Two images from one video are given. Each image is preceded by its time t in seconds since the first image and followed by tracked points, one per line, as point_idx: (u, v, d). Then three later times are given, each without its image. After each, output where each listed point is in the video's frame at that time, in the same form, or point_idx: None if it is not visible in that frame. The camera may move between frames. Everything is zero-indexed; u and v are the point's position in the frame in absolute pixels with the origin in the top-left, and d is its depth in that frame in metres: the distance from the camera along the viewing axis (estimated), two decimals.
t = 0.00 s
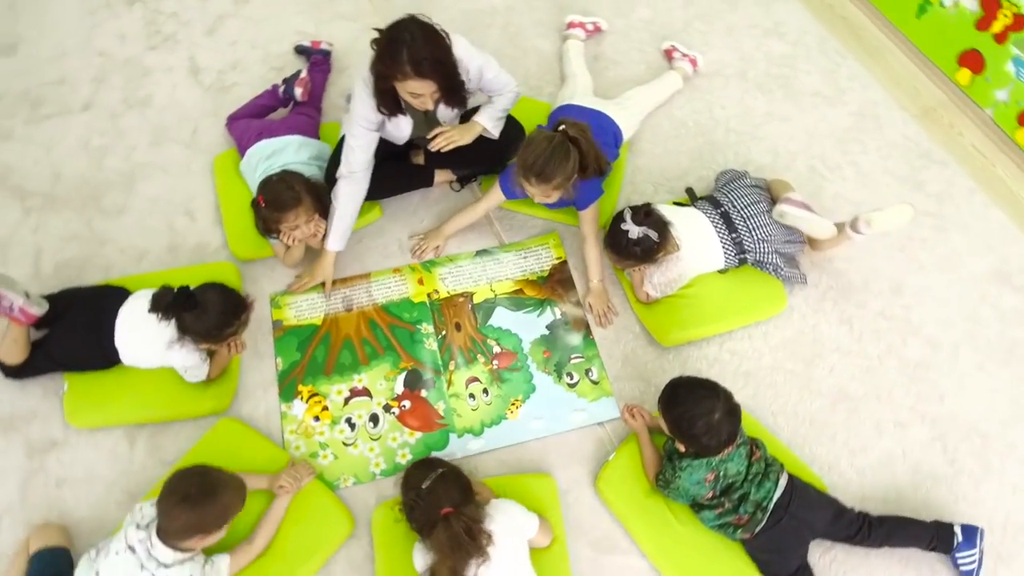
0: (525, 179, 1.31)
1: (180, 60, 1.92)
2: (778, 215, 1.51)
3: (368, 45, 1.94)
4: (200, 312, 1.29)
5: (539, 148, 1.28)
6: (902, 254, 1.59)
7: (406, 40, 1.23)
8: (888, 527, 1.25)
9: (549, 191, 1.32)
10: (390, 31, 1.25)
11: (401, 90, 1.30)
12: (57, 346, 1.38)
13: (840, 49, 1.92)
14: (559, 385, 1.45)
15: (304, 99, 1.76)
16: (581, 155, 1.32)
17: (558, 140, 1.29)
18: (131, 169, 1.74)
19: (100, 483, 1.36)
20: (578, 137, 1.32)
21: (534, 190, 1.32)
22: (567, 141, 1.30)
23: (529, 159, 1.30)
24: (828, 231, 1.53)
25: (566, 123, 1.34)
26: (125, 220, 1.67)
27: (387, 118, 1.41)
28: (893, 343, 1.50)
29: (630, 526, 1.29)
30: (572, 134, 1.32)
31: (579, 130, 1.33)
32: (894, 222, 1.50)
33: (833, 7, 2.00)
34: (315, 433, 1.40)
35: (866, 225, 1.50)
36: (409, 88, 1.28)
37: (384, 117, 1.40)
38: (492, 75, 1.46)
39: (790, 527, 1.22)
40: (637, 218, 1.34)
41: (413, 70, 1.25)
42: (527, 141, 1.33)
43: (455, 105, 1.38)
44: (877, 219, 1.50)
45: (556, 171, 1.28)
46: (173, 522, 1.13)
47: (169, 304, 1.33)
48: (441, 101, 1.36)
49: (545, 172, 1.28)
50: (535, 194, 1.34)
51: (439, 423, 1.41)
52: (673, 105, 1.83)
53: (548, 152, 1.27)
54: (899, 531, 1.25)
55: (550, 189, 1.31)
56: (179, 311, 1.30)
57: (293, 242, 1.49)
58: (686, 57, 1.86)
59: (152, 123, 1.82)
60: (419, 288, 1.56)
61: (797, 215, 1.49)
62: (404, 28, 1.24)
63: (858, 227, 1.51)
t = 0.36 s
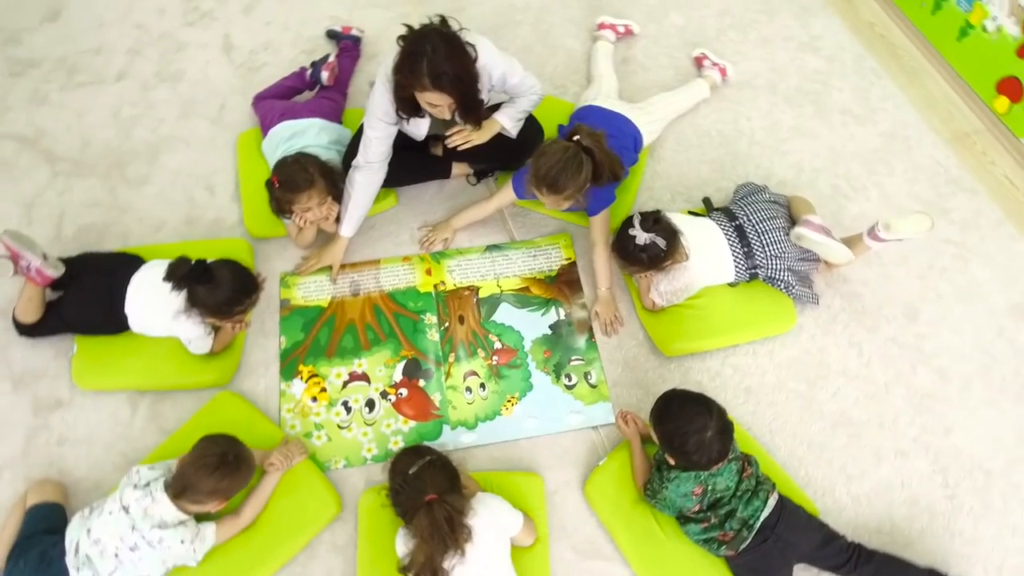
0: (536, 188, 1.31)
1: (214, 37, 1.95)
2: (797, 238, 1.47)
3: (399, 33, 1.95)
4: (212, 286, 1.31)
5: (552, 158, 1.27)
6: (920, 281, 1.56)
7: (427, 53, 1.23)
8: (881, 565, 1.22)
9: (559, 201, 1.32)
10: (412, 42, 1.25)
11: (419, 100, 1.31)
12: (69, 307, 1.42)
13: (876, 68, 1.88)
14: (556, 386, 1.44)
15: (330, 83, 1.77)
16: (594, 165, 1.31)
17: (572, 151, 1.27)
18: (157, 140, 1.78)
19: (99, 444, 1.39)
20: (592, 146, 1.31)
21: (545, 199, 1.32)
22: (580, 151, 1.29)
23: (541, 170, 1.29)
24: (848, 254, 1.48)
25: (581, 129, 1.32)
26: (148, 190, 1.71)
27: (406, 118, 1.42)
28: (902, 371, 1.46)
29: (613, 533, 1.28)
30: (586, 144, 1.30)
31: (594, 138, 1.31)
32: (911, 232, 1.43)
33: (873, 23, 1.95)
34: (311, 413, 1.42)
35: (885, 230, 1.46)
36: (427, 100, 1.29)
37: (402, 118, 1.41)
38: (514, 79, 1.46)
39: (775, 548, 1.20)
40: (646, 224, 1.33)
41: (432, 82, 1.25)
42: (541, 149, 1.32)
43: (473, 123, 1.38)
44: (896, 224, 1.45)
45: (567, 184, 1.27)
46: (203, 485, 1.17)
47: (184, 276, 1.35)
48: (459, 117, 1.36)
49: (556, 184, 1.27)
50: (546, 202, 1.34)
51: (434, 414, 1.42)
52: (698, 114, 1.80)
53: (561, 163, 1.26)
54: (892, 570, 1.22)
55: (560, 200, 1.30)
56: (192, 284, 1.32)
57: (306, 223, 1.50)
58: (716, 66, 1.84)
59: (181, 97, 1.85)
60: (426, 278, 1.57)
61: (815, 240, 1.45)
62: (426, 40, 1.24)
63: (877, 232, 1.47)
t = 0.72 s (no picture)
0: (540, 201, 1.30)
1: (240, 22, 1.97)
2: (810, 252, 1.45)
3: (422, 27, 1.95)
4: (224, 271, 1.33)
5: (558, 172, 1.26)
6: (930, 307, 1.53)
7: (440, 53, 1.23)
8: None
9: (561, 216, 1.31)
10: (428, 40, 1.25)
11: (430, 99, 1.31)
12: (79, 282, 1.44)
13: (902, 87, 1.84)
14: (552, 390, 1.44)
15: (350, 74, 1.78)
16: (599, 183, 1.31)
17: (579, 167, 1.27)
18: (177, 122, 1.80)
19: (99, 418, 1.42)
20: (599, 163, 1.31)
21: (547, 212, 1.31)
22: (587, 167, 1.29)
23: (545, 182, 1.28)
24: (866, 266, 1.45)
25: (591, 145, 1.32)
26: (164, 171, 1.73)
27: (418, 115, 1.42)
28: (906, 397, 1.44)
29: (598, 541, 1.27)
30: (592, 161, 1.30)
31: (602, 155, 1.31)
32: (910, 242, 1.38)
33: (903, 41, 1.91)
34: (307, 400, 1.43)
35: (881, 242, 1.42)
36: (437, 100, 1.29)
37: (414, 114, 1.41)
38: (528, 77, 1.46)
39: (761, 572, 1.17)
40: (648, 233, 1.32)
41: (443, 83, 1.25)
42: (546, 162, 1.32)
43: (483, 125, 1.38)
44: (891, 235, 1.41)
45: (570, 199, 1.27)
46: (199, 473, 1.20)
47: (194, 259, 1.36)
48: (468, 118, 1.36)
49: (559, 199, 1.27)
50: (549, 214, 1.33)
51: (428, 409, 1.42)
52: (717, 124, 1.78)
53: (567, 177, 1.26)
54: None
55: (562, 215, 1.30)
56: (204, 269, 1.33)
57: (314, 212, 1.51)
58: (738, 76, 1.81)
59: (204, 81, 1.87)
60: (431, 274, 1.57)
61: (830, 254, 1.42)
62: (441, 39, 1.24)
63: (874, 245, 1.44)
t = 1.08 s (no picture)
0: (536, 215, 1.30)
1: (255, 15, 1.97)
2: (806, 267, 1.41)
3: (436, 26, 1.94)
4: (228, 270, 1.35)
5: (555, 187, 1.26)
6: (935, 333, 1.50)
7: (445, 49, 1.22)
8: None
9: (557, 230, 1.30)
10: (436, 35, 1.25)
11: (430, 95, 1.30)
12: (81, 268, 1.46)
13: (920, 106, 1.81)
14: (545, 399, 1.43)
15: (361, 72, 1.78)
16: (596, 201, 1.30)
17: (577, 184, 1.26)
18: (188, 112, 1.81)
19: (94, 404, 1.43)
20: (599, 182, 1.30)
21: (543, 226, 1.31)
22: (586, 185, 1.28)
23: (543, 197, 1.28)
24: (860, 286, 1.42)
25: (592, 163, 1.32)
26: (173, 160, 1.74)
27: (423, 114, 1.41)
28: (905, 424, 1.41)
29: (580, 553, 1.27)
30: (592, 179, 1.29)
31: (602, 174, 1.31)
32: (901, 266, 1.37)
33: (924, 60, 1.88)
34: (299, 396, 1.43)
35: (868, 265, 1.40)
36: (436, 95, 1.28)
37: (419, 113, 1.40)
38: (536, 80, 1.45)
39: None
40: (646, 245, 1.31)
41: (443, 79, 1.24)
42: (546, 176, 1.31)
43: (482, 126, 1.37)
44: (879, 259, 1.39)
45: (566, 215, 1.26)
46: (190, 468, 1.21)
47: (200, 255, 1.37)
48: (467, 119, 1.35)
49: (554, 213, 1.26)
50: (545, 228, 1.32)
51: (419, 412, 1.42)
52: (727, 136, 1.76)
53: (564, 192, 1.25)
54: None
55: (557, 230, 1.29)
56: (208, 266, 1.35)
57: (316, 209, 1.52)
58: (751, 89, 1.79)
59: (217, 72, 1.88)
60: (430, 275, 1.57)
61: (826, 269, 1.39)
62: (448, 36, 1.24)
63: (861, 271, 1.41)
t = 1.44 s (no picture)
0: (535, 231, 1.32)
1: (276, 8, 1.98)
2: (806, 277, 1.39)
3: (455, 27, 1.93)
4: (233, 264, 1.35)
5: (558, 210, 1.28)
6: (944, 363, 1.47)
7: (454, 51, 1.21)
8: None
9: (553, 250, 1.33)
10: (449, 35, 1.24)
11: (435, 94, 1.30)
12: (87, 253, 1.47)
13: (942, 129, 1.77)
14: (540, 409, 1.42)
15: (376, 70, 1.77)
16: (597, 228, 1.31)
17: (579, 209, 1.27)
18: (204, 102, 1.82)
19: (94, 388, 1.45)
20: (602, 209, 1.31)
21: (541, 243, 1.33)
22: (588, 210, 1.29)
23: (543, 217, 1.30)
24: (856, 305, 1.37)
25: (599, 189, 1.32)
26: (186, 150, 1.76)
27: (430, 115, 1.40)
28: (906, 455, 1.38)
29: (564, 567, 1.26)
30: (596, 206, 1.30)
31: (608, 201, 1.31)
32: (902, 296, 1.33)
33: (950, 81, 1.83)
34: (295, 392, 1.44)
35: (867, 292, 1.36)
36: (440, 95, 1.28)
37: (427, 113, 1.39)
38: (548, 86, 1.44)
39: None
40: (647, 261, 1.29)
41: (448, 80, 1.24)
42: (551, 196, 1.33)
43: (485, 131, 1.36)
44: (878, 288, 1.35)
45: (562, 238, 1.28)
46: (181, 458, 1.21)
47: (208, 247, 1.37)
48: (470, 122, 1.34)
49: (554, 234, 1.28)
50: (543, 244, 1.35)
51: (412, 414, 1.42)
52: (742, 151, 1.74)
53: (565, 217, 1.27)
54: None
55: (554, 250, 1.31)
56: (215, 259, 1.35)
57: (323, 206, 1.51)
58: (767, 105, 1.76)
59: (235, 63, 1.89)
60: (433, 278, 1.56)
61: (826, 282, 1.36)
62: (460, 38, 1.23)
63: (859, 298, 1.36)
